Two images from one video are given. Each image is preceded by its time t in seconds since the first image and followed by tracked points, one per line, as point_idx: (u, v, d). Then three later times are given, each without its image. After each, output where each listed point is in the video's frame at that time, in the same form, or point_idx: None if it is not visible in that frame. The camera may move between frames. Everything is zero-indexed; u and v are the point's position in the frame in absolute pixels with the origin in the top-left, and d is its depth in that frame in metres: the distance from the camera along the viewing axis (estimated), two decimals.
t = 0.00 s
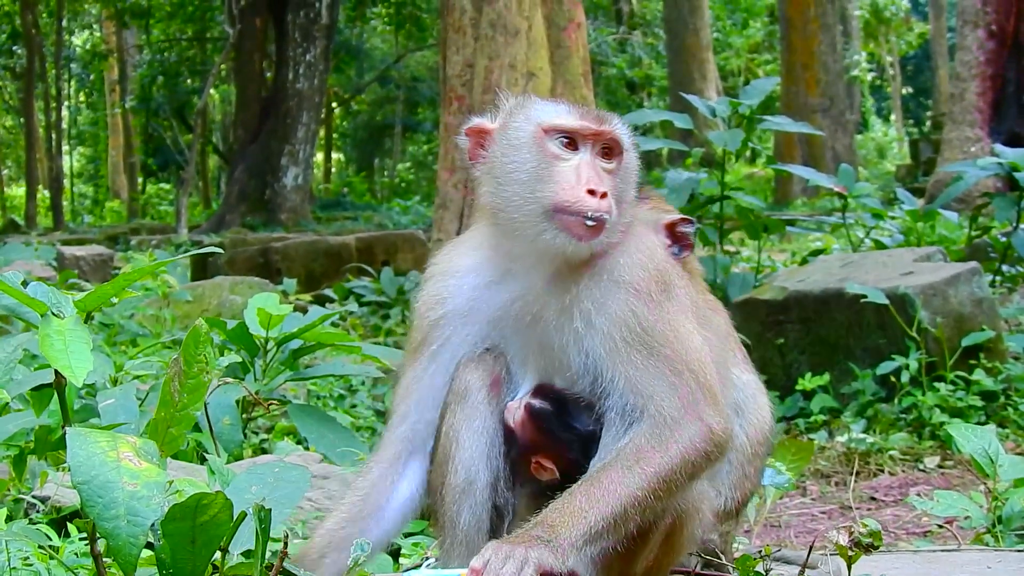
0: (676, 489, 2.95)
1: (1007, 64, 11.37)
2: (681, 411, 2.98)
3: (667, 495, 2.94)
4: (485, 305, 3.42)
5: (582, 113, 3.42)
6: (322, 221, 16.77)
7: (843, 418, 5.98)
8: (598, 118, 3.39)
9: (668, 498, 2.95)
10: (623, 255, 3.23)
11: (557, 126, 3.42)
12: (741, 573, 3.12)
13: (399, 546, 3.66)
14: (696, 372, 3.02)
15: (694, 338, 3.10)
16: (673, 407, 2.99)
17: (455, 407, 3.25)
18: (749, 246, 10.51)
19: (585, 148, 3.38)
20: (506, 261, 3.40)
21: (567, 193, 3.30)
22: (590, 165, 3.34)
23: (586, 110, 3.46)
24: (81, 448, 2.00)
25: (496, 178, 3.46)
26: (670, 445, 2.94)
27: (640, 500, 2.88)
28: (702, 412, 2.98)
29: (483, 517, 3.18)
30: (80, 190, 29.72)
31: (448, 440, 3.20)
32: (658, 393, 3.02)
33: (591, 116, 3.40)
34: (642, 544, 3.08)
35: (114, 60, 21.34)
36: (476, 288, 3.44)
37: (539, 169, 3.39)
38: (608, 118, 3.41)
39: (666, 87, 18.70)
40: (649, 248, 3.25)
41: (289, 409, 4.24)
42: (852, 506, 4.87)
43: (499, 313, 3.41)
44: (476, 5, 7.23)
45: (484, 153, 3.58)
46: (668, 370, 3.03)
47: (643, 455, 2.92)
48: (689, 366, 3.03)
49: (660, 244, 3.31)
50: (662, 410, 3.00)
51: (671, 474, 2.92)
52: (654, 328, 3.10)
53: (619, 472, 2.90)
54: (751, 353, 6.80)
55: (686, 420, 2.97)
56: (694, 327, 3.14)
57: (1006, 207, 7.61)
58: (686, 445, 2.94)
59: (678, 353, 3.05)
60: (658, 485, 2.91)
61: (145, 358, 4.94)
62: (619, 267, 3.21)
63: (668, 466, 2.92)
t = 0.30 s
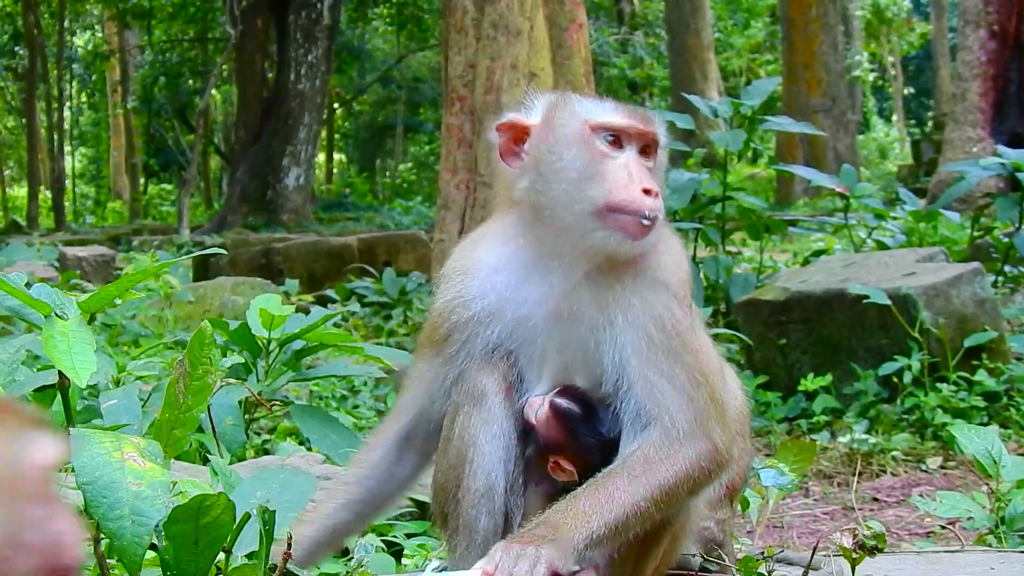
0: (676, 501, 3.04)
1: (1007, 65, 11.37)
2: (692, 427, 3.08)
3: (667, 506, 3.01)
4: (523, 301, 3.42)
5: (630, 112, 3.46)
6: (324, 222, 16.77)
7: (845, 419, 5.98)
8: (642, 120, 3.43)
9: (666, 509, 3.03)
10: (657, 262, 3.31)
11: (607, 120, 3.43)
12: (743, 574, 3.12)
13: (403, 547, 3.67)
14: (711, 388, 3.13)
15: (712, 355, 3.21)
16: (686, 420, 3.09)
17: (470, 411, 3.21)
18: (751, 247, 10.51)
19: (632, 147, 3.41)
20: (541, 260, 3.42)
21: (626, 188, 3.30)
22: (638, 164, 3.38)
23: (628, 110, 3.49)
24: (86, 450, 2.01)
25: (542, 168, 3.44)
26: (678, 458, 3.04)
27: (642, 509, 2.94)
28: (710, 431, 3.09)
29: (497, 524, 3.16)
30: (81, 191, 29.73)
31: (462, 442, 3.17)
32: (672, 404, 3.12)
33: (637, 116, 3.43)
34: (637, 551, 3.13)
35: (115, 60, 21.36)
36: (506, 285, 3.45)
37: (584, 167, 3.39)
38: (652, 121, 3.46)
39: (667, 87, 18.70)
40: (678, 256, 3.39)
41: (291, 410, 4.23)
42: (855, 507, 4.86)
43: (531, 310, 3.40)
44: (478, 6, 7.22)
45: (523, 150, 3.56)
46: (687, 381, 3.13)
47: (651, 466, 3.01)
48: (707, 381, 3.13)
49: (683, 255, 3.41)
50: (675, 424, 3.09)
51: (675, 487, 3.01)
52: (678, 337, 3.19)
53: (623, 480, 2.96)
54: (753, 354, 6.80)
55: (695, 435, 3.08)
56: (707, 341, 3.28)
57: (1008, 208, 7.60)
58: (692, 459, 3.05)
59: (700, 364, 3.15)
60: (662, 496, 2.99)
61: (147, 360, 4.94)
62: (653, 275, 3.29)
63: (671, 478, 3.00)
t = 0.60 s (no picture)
0: (668, 504, 3.07)
1: (1011, 67, 11.35)
2: (677, 430, 3.09)
3: (658, 510, 3.06)
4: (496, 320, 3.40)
5: (587, 136, 3.38)
6: (327, 224, 16.79)
7: (849, 421, 5.98)
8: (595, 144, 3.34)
9: (659, 512, 3.07)
10: (628, 273, 3.30)
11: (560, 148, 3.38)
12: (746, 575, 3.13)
13: (408, 548, 3.68)
14: (696, 389, 3.13)
15: (696, 355, 3.20)
16: (668, 424, 3.11)
17: (464, 412, 3.27)
18: (755, 249, 10.49)
19: (586, 176, 3.34)
20: (512, 280, 3.37)
21: (572, 223, 3.26)
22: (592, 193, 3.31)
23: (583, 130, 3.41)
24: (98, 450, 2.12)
25: (499, 200, 3.43)
26: (667, 461, 3.06)
27: (633, 512, 2.99)
28: (700, 431, 3.09)
29: (492, 521, 3.19)
30: (85, 194, 29.76)
31: (458, 444, 3.21)
32: (652, 410, 3.14)
33: (593, 141, 3.36)
34: (637, 549, 3.20)
35: (119, 62, 21.41)
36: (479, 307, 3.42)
37: (539, 199, 3.36)
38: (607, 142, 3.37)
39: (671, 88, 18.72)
40: (656, 259, 3.35)
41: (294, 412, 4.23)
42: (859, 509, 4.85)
43: (504, 330, 3.40)
44: (482, 8, 7.24)
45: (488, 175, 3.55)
46: (665, 388, 3.15)
47: (640, 469, 3.05)
48: (688, 384, 3.13)
49: (661, 260, 3.37)
50: (657, 429, 3.12)
51: (666, 489, 3.04)
52: (654, 346, 3.21)
53: (612, 484, 3.01)
54: (757, 355, 6.80)
55: (682, 438, 3.08)
56: (696, 342, 3.25)
57: (1012, 209, 7.59)
58: (681, 462, 3.06)
59: (677, 369, 3.15)
60: (652, 499, 3.03)
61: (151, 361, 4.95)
62: (622, 287, 3.28)
63: (662, 480, 3.04)
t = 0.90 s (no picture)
0: (668, 505, 3.09)
1: (1013, 68, 11.35)
2: (676, 430, 3.10)
3: (658, 509, 3.08)
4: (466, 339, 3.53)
5: (455, 213, 3.33)
6: (329, 224, 16.81)
7: (851, 421, 5.97)
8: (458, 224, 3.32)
9: (659, 511, 3.09)
10: (616, 274, 3.31)
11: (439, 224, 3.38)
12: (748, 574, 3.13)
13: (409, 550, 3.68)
14: (693, 389, 3.13)
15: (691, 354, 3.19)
16: (668, 424, 3.10)
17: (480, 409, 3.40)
18: (756, 250, 10.51)
19: (466, 256, 3.37)
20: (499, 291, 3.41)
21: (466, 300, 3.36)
22: (473, 273, 3.37)
23: (468, 189, 3.38)
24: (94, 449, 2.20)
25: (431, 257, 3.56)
26: (665, 462, 3.07)
27: (632, 512, 3.02)
28: (698, 433, 3.11)
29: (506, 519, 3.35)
30: (87, 194, 29.82)
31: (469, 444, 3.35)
32: (652, 409, 3.12)
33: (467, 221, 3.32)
34: (642, 548, 3.20)
35: (122, 62, 21.44)
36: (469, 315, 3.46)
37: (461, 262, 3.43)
38: (477, 214, 3.33)
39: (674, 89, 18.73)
40: (652, 254, 3.34)
41: (295, 410, 4.23)
42: (861, 509, 4.84)
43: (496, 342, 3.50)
44: (484, 8, 7.24)
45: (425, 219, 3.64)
46: (666, 386, 3.12)
47: (640, 469, 3.06)
48: (685, 384, 3.12)
49: (651, 254, 3.33)
50: (656, 428, 3.10)
51: (665, 490, 3.07)
52: (658, 343, 3.17)
53: (614, 483, 3.04)
54: (759, 356, 6.80)
55: (679, 439, 3.09)
56: (691, 341, 3.25)
57: (1015, 210, 7.58)
58: (680, 463, 3.08)
59: (677, 368, 3.14)
60: (651, 500, 3.04)
61: (152, 360, 4.95)
62: (616, 290, 3.27)
63: (662, 482, 3.06)
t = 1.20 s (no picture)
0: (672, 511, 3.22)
1: (1013, 70, 11.35)
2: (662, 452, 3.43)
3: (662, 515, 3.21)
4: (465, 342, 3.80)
5: (485, 203, 3.66)
6: (330, 224, 16.82)
7: (851, 423, 5.97)
8: (487, 215, 3.64)
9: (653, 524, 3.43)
10: (608, 297, 3.61)
11: (468, 214, 3.70)
12: None
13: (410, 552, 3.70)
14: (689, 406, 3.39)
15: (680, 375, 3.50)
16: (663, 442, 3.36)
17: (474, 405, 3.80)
18: (756, 251, 10.53)
19: (493, 245, 3.69)
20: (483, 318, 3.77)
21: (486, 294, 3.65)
22: (495, 262, 3.71)
23: (492, 186, 3.70)
24: (94, 452, 2.21)
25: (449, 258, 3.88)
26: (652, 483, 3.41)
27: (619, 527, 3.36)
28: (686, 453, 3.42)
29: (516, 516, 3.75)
30: (87, 194, 29.83)
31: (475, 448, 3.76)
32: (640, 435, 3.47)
33: (492, 215, 3.65)
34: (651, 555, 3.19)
35: (122, 62, 21.45)
36: (465, 330, 3.79)
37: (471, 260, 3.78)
38: (505, 208, 3.66)
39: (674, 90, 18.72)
40: (646, 274, 3.62)
41: (297, 412, 4.24)
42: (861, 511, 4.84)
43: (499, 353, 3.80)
44: (485, 9, 7.24)
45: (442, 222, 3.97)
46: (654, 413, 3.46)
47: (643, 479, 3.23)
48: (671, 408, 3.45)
49: (647, 274, 3.62)
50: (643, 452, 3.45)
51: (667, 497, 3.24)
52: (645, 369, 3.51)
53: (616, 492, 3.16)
54: (760, 358, 6.81)
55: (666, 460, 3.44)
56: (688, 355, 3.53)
57: (1015, 212, 7.59)
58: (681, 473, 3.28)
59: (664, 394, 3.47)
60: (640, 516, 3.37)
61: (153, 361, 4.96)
62: (604, 318, 3.59)
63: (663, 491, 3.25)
